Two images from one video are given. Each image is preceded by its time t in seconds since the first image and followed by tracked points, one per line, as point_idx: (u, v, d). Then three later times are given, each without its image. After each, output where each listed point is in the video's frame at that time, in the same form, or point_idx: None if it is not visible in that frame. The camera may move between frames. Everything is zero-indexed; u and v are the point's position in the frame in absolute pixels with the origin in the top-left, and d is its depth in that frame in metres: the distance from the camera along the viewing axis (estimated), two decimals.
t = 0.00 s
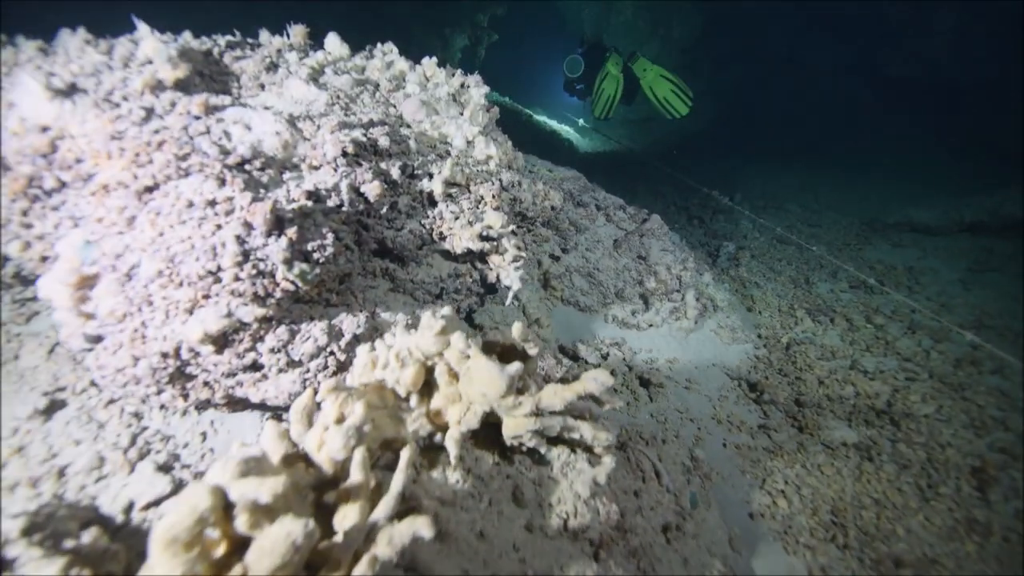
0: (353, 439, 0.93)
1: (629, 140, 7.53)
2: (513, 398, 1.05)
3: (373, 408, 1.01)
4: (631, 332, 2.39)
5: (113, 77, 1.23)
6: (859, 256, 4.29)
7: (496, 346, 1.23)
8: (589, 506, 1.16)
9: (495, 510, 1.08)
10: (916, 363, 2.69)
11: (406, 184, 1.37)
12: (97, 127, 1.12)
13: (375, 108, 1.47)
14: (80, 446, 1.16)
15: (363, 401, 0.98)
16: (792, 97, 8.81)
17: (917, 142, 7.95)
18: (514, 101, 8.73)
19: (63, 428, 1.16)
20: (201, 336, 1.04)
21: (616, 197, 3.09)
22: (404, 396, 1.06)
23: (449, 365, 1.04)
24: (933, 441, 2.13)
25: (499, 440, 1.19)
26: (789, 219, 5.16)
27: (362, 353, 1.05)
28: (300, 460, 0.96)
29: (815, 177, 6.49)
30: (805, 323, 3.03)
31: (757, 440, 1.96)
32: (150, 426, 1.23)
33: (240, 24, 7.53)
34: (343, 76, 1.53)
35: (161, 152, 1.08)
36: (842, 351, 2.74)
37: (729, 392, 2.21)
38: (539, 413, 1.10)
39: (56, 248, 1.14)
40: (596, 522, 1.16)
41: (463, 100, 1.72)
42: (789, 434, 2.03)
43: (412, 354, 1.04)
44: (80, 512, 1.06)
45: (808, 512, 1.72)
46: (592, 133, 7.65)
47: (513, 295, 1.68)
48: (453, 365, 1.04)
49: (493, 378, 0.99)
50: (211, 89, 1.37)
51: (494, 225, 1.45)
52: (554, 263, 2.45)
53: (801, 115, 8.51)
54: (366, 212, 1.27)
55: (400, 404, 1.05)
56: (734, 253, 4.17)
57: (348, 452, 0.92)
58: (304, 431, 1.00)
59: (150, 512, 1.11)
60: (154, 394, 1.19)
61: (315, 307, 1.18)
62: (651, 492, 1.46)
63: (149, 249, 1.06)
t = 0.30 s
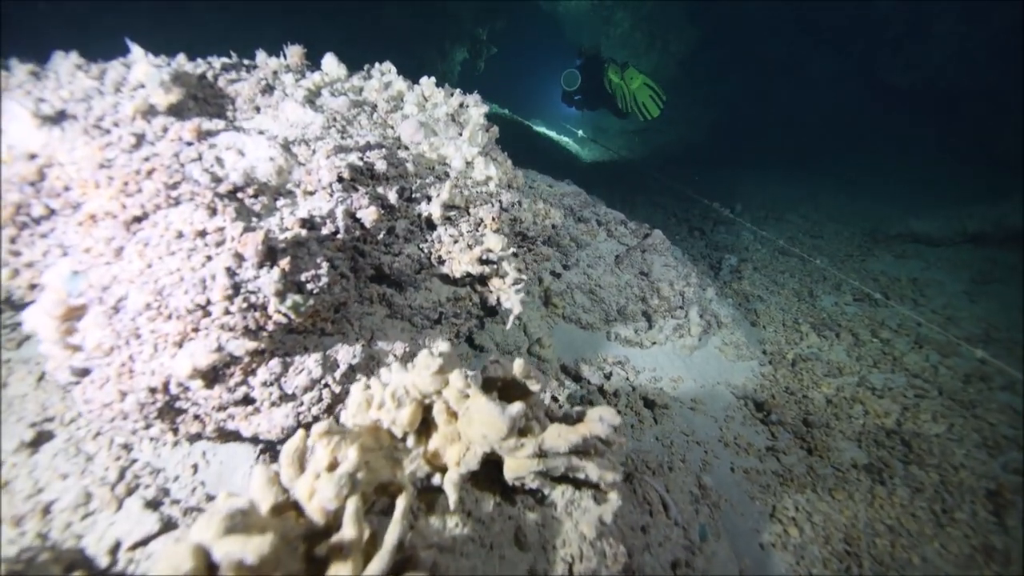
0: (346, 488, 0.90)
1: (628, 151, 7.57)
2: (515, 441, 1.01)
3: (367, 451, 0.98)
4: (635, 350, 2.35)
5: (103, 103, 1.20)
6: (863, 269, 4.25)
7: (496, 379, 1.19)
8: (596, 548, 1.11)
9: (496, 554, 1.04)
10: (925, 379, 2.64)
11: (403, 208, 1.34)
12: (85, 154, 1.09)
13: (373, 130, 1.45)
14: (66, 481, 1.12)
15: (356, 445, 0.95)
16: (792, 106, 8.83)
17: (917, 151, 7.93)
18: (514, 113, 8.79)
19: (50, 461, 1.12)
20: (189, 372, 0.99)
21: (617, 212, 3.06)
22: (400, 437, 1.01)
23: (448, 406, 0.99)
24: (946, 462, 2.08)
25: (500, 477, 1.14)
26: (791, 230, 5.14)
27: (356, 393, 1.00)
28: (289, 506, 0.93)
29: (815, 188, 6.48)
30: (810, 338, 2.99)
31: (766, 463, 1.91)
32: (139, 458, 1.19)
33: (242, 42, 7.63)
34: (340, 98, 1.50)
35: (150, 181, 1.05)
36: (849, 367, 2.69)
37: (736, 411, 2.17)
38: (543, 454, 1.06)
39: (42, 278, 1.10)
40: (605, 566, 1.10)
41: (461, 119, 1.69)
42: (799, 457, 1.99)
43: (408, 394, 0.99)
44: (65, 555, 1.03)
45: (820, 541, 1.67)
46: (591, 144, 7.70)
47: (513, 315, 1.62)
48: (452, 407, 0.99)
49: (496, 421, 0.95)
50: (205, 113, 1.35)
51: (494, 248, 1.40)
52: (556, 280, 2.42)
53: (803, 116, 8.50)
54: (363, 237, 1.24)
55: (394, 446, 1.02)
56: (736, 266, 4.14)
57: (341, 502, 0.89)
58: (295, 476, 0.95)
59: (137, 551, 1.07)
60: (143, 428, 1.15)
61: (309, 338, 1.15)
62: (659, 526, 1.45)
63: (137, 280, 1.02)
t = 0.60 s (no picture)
0: (336, 545, 0.89)
1: (626, 162, 7.61)
2: (515, 488, 0.99)
3: (360, 499, 0.97)
4: (637, 370, 2.31)
5: (91, 131, 1.17)
6: (864, 282, 4.22)
7: (494, 420, 1.18)
8: None
9: None
10: (932, 397, 2.60)
11: (399, 235, 1.30)
12: (71, 186, 1.05)
13: (369, 155, 1.42)
14: (50, 520, 1.07)
15: (348, 495, 0.94)
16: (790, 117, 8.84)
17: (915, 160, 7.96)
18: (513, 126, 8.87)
19: (34, 499, 1.08)
20: (175, 412, 0.96)
21: (618, 228, 3.03)
22: (393, 485, 1.00)
23: (444, 451, 0.99)
24: (958, 485, 2.03)
25: (500, 523, 1.10)
26: (792, 243, 5.12)
27: (348, 440, 1.00)
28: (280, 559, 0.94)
29: (814, 199, 6.48)
30: (815, 354, 2.95)
31: (773, 489, 1.87)
32: (126, 494, 1.13)
33: (243, 61, 7.74)
34: (335, 122, 1.48)
35: (137, 214, 1.02)
36: (855, 385, 2.65)
37: (742, 433, 2.12)
38: (546, 501, 1.03)
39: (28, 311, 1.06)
40: None
41: (457, 142, 1.67)
42: (807, 481, 1.94)
43: (402, 440, 0.99)
44: None
45: (833, 571, 1.62)
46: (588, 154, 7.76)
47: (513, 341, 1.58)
48: (448, 452, 0.99)
49: (493, 467, 0.93)
50: (198, 140, 1.33)
51: (492, 274, 1.36)
52: (556, 299, 2.38)
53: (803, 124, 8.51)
54: (358, 267, 1.20)
55: (388, 493, 1.00)
56: (738, 279, 4.10)
57: (331, 559, 0.87)
58: (285, 528, 0.95)
59: None
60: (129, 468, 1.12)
61: (302, 373, 1.11)
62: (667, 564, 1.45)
63: (122, 317, 0.99)
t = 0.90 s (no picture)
0: None
1: (624, 172, 7.65)
2: (514, 532, 0.97)
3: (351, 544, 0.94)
4: (638, 389, 2.28)
5: (79, 157, 1.15)
6: (865, 293, 4.19)
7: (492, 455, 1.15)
8: None
9: None
10: (939, 412, 2.57)
11: (395, 259, 1.27)
12: (55, 213, 1.02)
13: (364, 177, 1.40)
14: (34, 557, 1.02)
15: (339, 541, 0.92)
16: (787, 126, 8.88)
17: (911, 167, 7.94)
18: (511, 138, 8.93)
19: (17, 534, 1.02)
20: (161, 449, 0.93)
21: (617, 241, 3.00)
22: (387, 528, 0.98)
23: (440, 492, 0.97)
24: (968, 504, 1.99)
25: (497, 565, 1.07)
26: (792, 253, 5.11)
27: (339, 482, 0.98)
28: None
29: (813, 209, 6.49)
30: (818, 369, 2.91)
31: (780, 512, 1.84)
32: (113, 528, 1.09)
33: (243, 78, 7.86)
34: (330, 143, 1.46)
35: (123, 244, 1.00)
36: (860, 401, 2.61)
37: (747, 453, 2.08)
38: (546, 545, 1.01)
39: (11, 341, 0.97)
40: None
41: (454, 161, 1.65)
42: (815, 503, 1.91)
43: (393, 482, 0.96)
44: None
45: None
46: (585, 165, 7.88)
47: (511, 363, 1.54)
48: (445, 493, 0.97)
49: (491, 512, 0.92)
50: (190, 164, 1.31)
51: (490, 296, 1.32)
52: (555, 315, 2.36)
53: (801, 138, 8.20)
54: (352, 293, 1.17)
55: (381, 536, 0.98)
56: (738, 291, 4.08)
57: None
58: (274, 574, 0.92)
59: None
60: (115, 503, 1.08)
61: (293, 404, 1.08)
62: None
63: (108, 350, 0.96)
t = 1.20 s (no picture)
0: None
1: (621, 185, 7.68)
2: None
3: None
4: (637, 411, 2.22)
5: (59, 185, 1.10)
6: (865, 308, 4.15)
7: (486, 507, 1.13)
8: None
9: None
10: (945, 434, 2.53)
11: (386, 287, 1.23)
12: (30, 245, 0.97)
13: (356, 202, 1.36)
14: None
15: None
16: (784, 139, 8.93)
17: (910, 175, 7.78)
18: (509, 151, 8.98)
19: None
20: (133, 498, 0.88)
21: (615, 259, 2.96)
22: None
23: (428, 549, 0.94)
24: (980, 533, 1.97)
25: None
26: (790, 267, 5.11)
27: (325, 537, 0.97)
28: None
29: (810, 223, 6.49)
30: (821, 388, 2.86)
31: (786, 544, 1.81)
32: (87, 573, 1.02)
33: (245, 97, 7.99)
34: (320, 166, 1.42)
35: (99, 278, 0.95)
36: (865, 421, 2.57)
37: (751, 479, 2.04)
38: None
39: None
40: None
41: (448, 184, 1.61)
42: (822, 533, 1.87)
43: (381, 537, 0.94)
44: None
45: None
46: (581, 178, 8.01)
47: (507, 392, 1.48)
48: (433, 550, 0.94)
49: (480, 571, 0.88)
50: (175, 190, 1.27)
51: (484, 325, 1.28)
52: (552, 335, 2.32)
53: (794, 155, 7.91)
54: (341, 324, 1.12)
55: None
56: (738, 306, 4.05)
57: None
58: None
59: None
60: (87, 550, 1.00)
61: (277, 445, 1.03)
62: None
63: (80, 390, 0.90)
